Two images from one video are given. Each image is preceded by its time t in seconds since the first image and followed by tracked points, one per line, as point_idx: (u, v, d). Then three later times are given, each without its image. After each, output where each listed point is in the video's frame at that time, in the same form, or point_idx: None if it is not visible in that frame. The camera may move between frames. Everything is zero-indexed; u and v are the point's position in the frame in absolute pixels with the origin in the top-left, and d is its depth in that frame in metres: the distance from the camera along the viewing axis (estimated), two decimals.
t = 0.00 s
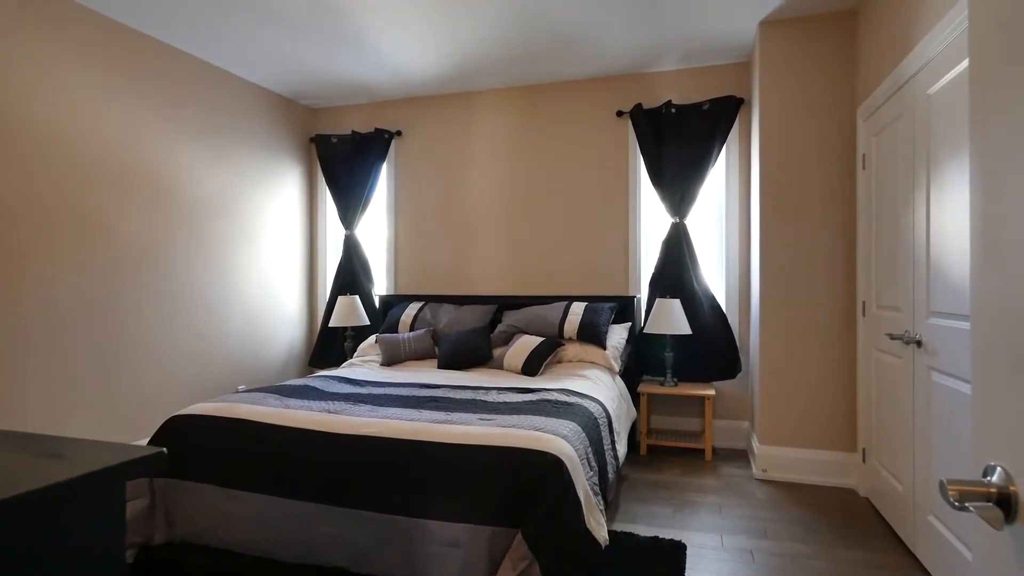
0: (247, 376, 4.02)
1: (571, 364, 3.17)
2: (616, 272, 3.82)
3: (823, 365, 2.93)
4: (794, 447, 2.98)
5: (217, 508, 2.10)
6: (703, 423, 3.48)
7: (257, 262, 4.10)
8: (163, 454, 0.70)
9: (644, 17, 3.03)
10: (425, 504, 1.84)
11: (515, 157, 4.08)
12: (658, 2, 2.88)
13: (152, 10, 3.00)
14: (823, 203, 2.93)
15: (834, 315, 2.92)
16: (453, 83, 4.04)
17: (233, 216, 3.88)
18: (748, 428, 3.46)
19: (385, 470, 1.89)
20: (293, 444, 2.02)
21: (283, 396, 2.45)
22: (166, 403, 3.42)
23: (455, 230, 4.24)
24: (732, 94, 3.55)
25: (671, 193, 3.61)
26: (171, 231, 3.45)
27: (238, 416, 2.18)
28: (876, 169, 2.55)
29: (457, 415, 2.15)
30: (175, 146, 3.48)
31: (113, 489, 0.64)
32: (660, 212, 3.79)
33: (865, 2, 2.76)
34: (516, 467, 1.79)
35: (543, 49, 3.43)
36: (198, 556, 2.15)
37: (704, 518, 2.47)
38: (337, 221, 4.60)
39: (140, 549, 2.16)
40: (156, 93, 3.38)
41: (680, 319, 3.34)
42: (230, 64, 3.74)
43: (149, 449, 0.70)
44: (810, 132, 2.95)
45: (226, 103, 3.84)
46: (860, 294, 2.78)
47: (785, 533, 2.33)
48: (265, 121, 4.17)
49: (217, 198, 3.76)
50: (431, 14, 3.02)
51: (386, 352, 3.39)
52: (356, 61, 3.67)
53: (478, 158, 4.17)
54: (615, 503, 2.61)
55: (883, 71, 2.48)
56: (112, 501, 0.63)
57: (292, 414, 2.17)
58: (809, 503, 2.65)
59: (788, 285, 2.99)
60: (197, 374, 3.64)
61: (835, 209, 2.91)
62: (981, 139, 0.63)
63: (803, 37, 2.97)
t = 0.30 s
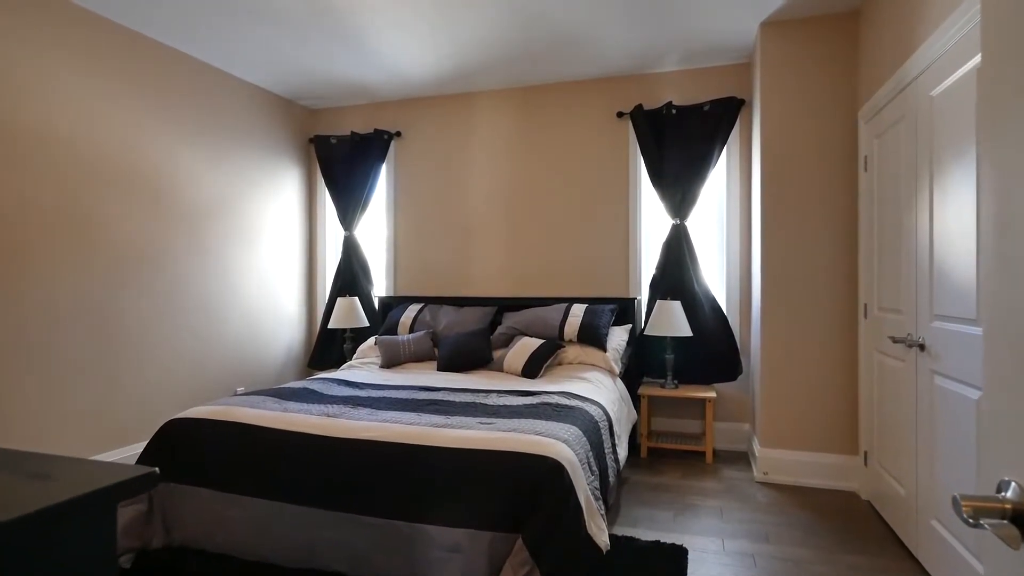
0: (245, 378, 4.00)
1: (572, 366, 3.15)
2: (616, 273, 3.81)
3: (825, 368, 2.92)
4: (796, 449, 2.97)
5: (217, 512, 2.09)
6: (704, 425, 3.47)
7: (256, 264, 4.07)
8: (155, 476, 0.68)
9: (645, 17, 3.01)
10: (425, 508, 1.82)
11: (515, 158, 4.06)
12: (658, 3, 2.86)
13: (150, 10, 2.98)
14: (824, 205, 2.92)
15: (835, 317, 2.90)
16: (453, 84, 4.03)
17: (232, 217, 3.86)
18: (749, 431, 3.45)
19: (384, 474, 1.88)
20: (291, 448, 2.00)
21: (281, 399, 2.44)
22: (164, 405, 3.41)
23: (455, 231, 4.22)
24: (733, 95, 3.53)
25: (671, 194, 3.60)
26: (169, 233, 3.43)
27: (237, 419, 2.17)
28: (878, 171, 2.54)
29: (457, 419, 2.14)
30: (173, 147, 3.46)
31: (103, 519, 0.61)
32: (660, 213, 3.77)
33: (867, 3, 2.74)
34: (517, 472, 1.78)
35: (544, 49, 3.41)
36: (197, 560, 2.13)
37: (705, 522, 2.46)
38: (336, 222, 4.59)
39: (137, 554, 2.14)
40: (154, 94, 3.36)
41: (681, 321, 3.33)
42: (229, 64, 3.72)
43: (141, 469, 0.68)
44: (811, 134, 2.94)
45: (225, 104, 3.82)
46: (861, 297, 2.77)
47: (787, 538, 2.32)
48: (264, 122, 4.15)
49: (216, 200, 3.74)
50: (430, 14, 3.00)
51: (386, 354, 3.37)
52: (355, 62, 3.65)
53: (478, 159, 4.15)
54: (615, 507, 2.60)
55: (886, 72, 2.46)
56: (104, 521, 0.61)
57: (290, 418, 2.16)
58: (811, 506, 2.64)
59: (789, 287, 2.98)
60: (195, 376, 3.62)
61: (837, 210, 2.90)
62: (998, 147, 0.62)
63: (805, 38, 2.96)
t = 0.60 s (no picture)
0: (244, 380, 3.98)
1: (572, 369, 3.14)
2: (616, 276, 3.80)
3: (826, 371, 2.91)
4: (796, 453, 2.95)
5: (214, 519, 2.07)
6: (704, 428, 3.46)
7: (255, 265, 4.06)
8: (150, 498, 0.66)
9: (646, 18, 3.00)
10: (424, 514, 1.81)
11: (515, 160, 4.05)
12: (659, 3, 2.85)
13: (146, 11, 2.96)
14: (825, 207, 2.91)
15: (837, 320, 2.89)
16: (453, 85, 4.01)
17: (231, 219, 3.85)
18: (750, 434, 3.44)
19: (383, 480, 1.86)
20: (290, 453, 1.99)
21: (280, 403, 2.42)
22: (162, 408, 3.39)
23: (454, 233, 4.21)
24: (733, 97, 3.52)
25: (671, 196, 3.59)
26: (167, 235, 3.41)
27: (234, 423, 2.15)
28: (879, 174, 2.53)
29: (456, 423, 2.12)
30: (171, 148, 3.44)
31: (92, 545, 0.58)
32: (660, 215, 3.76)
33: (868, 4, 2.73)
34: (516, 477, 1.77)
35: (544, 50, 3.40)
36: (192, 566, 2.12)
37: (706, 526, 2.45)
38: (335, 223, 4.57)
39: (135, 559, 2.14)
40: (152, 95, 3.34)
41: (681, 323, 3.32)
42: (227, 65, 3.70)
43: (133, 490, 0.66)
44: (812, 136, 2.93)
45: (223, 105, 3.81)
46: (862, 300, 2.76)
47: (789, 542, 2.30)
48: (262, 123, 4.13)
49: (214, 202, 3.72)
50: (429, 14, 2.97)
51: (385, 357, 3.36)
52: (354, 63, 3.64)
53: (477, 160, 4.14)
54: (615, 511, 2.58)
55: (887, 74, 2.45)
56: (97, 549, 0.59)
57: (289, 422, 2.14)
58: (812, 510, 2.63)
59: (790, 289, 2.97)
60: (193, 379, 3.60)
61: (839, 213, 2.89)
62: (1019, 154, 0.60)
63: (806, 40, 2.95)
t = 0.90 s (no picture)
0: (243, 382, 3.97)
1: (571, 371, 3.13)
2: (616, 277, 3.79)
3: (827, 373, 2.90)
4: (797, 455, 2.95)
5: (213, 523, 2.06)
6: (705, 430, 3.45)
7: (253, 266, 4.04)
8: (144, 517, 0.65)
9: (646, 19, 2.99)
10: (423, 518, 1.80)
11: (514, 161, 4.03)
12: (659, 5, 2.84)
13: (144, 12, 2.95)
14: (826, 209, 2.90)
15: (838, 322, 2.88)
16: (452, 87, 4.00)
17: (230, 219, 3.84)
18: (750, 436, 3.43)
19: (382, 484, 1.85)
20: (288, 457, 1.97)
21: (279, 406, 2.41)
22: (160, 410, 3.37)
23: (454, 234, 4.20)
24: (734, 98, 3.51)
25: (672, 198, 3.58)
26: (165, 236, 3.39)
27: (233, 427, 2.14)
28: (881, 176, 2.52)
29: (456, 427, 2.11)
30: (169, 150, 3.42)
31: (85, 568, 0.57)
32: (661, 216, 3.75)
33: (869, 6, 2.72)
34: (516, 482, 1.76)
35: (544, 51, 3.39)
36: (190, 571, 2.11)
37: (706, 529, 2.44)
38: (334, 224, 4.55)
39: (132, 563, 2.12)
40: (150, 96, 3.32)
41: (681, 325, 3.31)
42: (226, 66, 3.69)
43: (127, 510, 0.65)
44: (812, 138, 2.92)
45: (222, 106, 3.79)
46: (863, 302, 2.76)
47: (790, 546, 2.29)
48: (261, 123, 4.12)
49: (212, 203, 3.71)
50: (428, 15, 2.96)
51: (384, 359, 3.34)
52: (354, 64, 3.63)
53: (477, 162, 4.13)
54: (615, 514, 2.57)
55: (889, 76, 2.44)
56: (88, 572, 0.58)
57: (287, 425, 2.13)
58: (813, 513, 2.62)
59: (791, 291, 2.96)
60: (191, 380, 3.58)
61: (840, 215, 2.88)
62: None
63: (806, 41, 2.94)
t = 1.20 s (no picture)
0: (241, 384, 3.95)
1: (572, 373, 3.12)
2: (616, 279, 3.78)
3: (828, 376, 2.89)
4: (798, 458, 2.94)
5: (212, 528, 2.05)
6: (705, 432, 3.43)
7: (253, 267, 4.03)
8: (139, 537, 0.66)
9: (645, 21, 2.99)
10: (423, 524, 1.79)
11: (514, 162, 4.02)
12: (659, 7, 2.84)
13: (144, 13, 2.94)
14: (827, 211, 2.89)
15: (839, 325, 2.87)
16: (452, 88, 3.99)
17: (228, 220, 3.82)
18: (751, 438, 3.42)
19: (381, 489, 1.84)
20: (287, 461, 1.96)
21: (278, 409, 2.40)
22: (159, 412, 3.36)
23: (454, 236, 4.19)
24: (734, 99, 3.51)
25: (672, 199, 3.57)
26: (164, 237, 3.38)
27: (231, 430, 2.13)
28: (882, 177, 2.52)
29: (456, 430, 2.10)
30: (168, 150, 3.41)
31: None
32: (661, 217, 3.74)
33: (870, 8, 2.72)
34: (516, 487, 1.74)
35: (543, 53, 3.38)
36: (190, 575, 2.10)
37: (707, 533, 2.43)
38: (334, 225, 4.54)
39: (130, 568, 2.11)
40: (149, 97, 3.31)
41: (682, 327, 3.29)
42: (225, 67, 3.68)
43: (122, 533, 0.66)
44: (813, 139, 2.91)
45: (221, 107, 3.78)
46: (864, 305, 2.75)
47: (791, 550, 2.29)
48: (260, 124, 4.10)
49: (211, 203, 3.69)
50: (427, 17, 2.96)
51: (383, 361, 3.33)
52: (353, 65, 3.62)
53: (477, 163, 4.12)
54: (616, 517, 2.56)
55: (890, 78, 2.44)
56: None
57: (286, 429, 2.12)
58: (814, 517, 2.61)
59: (792, 293, 2.95)
60: (190, 382, 3.57)
61: (841, 217, 2.87)
62: None
63: (807, 43, 2.93)
